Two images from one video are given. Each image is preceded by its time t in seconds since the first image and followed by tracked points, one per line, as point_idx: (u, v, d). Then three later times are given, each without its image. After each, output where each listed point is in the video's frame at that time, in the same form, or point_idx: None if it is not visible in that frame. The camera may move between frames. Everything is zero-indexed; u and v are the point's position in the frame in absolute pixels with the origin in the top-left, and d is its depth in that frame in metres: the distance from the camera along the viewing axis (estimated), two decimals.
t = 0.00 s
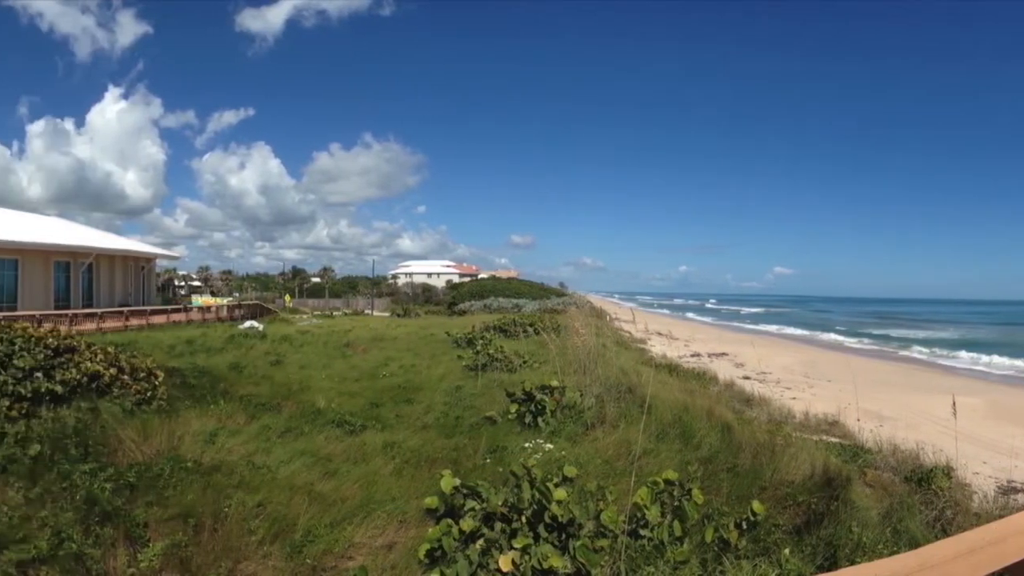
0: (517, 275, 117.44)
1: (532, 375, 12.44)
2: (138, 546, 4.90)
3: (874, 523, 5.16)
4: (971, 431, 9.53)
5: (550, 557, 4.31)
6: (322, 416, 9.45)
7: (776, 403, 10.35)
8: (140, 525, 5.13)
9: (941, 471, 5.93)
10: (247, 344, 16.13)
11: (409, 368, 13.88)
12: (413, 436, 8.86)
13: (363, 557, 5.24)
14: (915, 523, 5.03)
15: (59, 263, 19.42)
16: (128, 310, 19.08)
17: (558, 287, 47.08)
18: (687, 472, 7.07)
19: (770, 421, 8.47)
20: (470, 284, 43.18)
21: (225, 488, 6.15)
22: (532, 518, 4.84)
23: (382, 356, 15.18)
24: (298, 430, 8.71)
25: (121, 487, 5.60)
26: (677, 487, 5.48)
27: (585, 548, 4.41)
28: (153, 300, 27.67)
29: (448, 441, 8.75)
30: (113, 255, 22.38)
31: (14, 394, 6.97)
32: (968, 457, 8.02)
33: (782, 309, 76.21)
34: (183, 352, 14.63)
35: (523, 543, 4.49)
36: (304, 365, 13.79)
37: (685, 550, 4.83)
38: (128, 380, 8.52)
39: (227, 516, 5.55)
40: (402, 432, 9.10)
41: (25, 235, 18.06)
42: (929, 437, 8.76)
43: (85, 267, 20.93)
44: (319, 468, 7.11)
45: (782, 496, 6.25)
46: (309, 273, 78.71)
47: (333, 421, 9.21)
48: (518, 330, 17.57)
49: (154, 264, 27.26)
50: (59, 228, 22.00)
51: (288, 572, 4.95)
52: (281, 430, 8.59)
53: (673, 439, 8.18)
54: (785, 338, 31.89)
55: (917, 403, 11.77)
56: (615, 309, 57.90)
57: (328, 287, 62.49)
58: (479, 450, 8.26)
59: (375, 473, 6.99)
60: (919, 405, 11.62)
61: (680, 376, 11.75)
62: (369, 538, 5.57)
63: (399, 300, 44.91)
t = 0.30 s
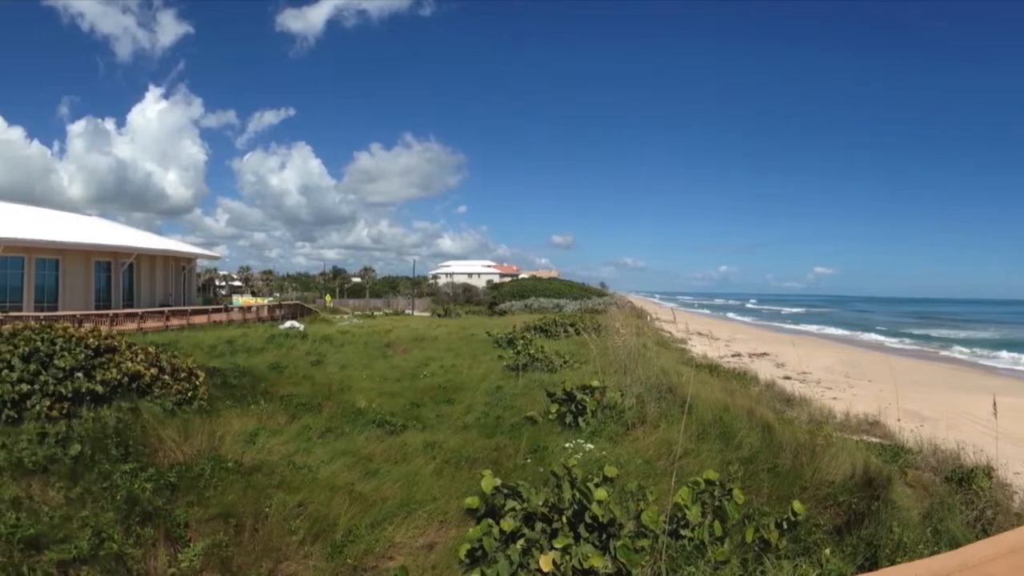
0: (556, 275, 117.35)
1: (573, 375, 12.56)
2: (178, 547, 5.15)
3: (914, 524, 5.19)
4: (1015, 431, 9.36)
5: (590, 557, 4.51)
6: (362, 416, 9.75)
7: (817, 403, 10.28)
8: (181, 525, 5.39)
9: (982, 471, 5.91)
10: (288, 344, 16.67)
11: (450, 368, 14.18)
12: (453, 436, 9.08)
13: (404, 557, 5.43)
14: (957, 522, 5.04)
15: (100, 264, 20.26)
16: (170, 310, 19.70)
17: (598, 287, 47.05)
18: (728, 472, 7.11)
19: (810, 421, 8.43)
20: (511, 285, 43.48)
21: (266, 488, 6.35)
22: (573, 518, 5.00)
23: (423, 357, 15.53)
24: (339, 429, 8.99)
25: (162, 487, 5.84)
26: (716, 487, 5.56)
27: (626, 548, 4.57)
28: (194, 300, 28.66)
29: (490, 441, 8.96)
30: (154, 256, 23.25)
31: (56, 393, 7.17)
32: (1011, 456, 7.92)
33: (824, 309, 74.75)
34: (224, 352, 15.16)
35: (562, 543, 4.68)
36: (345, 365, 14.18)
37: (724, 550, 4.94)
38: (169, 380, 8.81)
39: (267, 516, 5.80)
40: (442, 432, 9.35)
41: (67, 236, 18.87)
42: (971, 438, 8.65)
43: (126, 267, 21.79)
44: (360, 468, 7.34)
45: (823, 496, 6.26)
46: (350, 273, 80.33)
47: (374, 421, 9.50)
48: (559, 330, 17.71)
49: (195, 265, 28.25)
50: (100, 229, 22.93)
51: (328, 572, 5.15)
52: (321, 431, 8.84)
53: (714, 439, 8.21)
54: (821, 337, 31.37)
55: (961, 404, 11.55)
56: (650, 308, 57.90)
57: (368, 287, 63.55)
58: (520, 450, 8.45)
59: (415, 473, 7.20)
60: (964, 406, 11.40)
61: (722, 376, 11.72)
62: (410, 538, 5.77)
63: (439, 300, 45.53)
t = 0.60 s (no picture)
0: (596, 274, 116.93)
1: (614, 375, 12.67)
2: (219, 547, 5.40)
3: (956, 525, 5.23)
4: None
5: (631, 557, 4.68)
6: (403, 417, 10.06)
7: (859, 403, 10.19)
8: (222, 525, 5.68)
9: None
10: (328, 344, 17.19)
11: (491, 368, 14.45)
12: (494, 437, 9.32)
13: (444, 557, 5.60)
14: (998, 522, 5.08)
15: (141, 264, 21.06)
16: (211, 310, 20.40)
17: (638, 287, 46.85)
18: (769, 473, 7.15)
19: (851, 420, 8.41)
20: (553, 284, 43.61)
21: (306, 488, 6.60)
22: (613, 518, 5.16)
23: (463, 357, 15.84)
24: (379, 430, 9.28)
25: (201, 487, 6.16)
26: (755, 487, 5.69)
27: (666, 548, 4.71)
28: (234, 300, 29.59)
29: (530, 441, 9.17)
30: (194, 255, 24.06)
31: (97, 393, 7.56)
32: None
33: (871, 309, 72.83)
34: (265, 352, 15.72)
35: (602, 543, 4.85)
36: (385, 365, 14.58)
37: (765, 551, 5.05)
38: (208, 381, 9.12)
39: (308, 516, 6.03)
40: (484, 432, 9.60)
41: (108, 235, 19.61)
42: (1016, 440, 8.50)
43: (166, 267, 22.62)
44: (401, 468, 7.60)
45: (864, 496, 6.27)
46: (390, 273, 81.58)
47: (415, 421, 9.80)
48: (600, 330, 17.80)
49: (237, 265, 29.22)
50: (143, 229, 23.83)
51: (369, 572, 5.31)
52: (363, 431, 9.14)
53: (755, 439, 8.23)
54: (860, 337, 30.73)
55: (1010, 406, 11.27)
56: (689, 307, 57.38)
57: (410, 288, 64.61)
58: (561, 450, 8.63)
59: (456, 473, 7.44)
60: (1012, 408, 11.13)
61: (764, 376, 11.71)
62: (451, 538, 5.96)
63: (481, 300, 45.97)
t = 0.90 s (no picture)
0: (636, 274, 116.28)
1: (654, 376, 12.76)
2: (259, 547, 5.54)
3: (996, 524, 5.40)
4: None
5: (672, 557, 4.84)
6: (444, 417, 10.35)
7: (900, 403, 10.09)
8: (262, 525, 5.84)
9: None
10: (369, 344, 17.66)
11: (531, 368, 14.69)
12: (534, 436, 9.54)
13: (484, 558, 5.77)
14: None
15: (181, 263, 21.87)
16: (252, 310, 20.97)
17: (678, 287, 46.62)
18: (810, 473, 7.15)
19: (892, 420, 8.39)
20: (592, 285, 43.57)
21: (347, 488, 6.78)
22: (654, 517, 5.30)
23: (504, 357, 16.12)
24: (420, 430, 9.54)
25: (243, 487, 6.37)
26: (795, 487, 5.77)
27: (707, 548, 4.85)
28: (274, 300, 30.48)
29: (571, 441, 9.36)
30: (234, 255, 24.88)
31: (139, 393, 8.05)
32: None
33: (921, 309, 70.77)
34: (305, 352, 16.22)
35: (643, 543, 5.01)
36: (426, 365, 14.94)
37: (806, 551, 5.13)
38: (247, 382, 9.57)
39: (348, 516, 6.17)
40: (524, 432, 9.82)
41: (147, 236, 20.35)
42: None
43: (206, 267, 23.47)
44: (442, 467, 7.82)
45: (904, 495, 6.31)
46: (430, 273, 82.57)
47: (455, 421, 10.07)
48: (641, 330, 17.85)
49: (278, 265, 30.15)
50: (184, 229, 24.70)
51: (410, 572, 5.47)
52: (404, 430, 9.42)
53: (796, 439, 8.23)
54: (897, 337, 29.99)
55: None
56: (728, 305, 56.87)
57: (451, 288, 65.58)
58: (602, 450, 8.80)
59: (497, 473, 7.66)
60: None
61: (804, 376, 11.66)
62: (491, 538, 6.13)
63: (521, 300, 46.26)
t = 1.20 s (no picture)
0: (678, 273, 115.01)
1: (695, 376, 12.81)
2: (300, 547, 5.88)
3: None
4: None
5: (712, 557, 5.00)
6: (485, 417, 10.63)
7: (943, 404, 9.98)
8: (303, 525, 6.18)
9: None
10: (410, 344, 18.13)
11: (573, 368, 14.88)
12: (576, 436, 9.76)
13: (526, 557, 6.04)
14: None
15: (222, 263, 22.80)
16: (293, 311, 21.66)
17: (720, 287, 46.09)
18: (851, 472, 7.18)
19: (934, 420, 8.38)
20: (634, 285, 43.37)
21: (388, 488, 7.07)
22: (694, 517, 5.46)
23: (546, 357, 16.35)
24: (462, 430, 9.84)
25: (284, 487, 6.71)
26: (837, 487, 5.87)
27: (747, 549, 5.00)
28: (314, 299, 31.50)
29: (614, 441, 9.54)
30: (275, 255, 25.79)
31: (180, 393, 8.51)
32: None
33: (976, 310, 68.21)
34: (345, 352, 16.77)
35: (683, 543, 5.20)
36: (467, 365, 15.28)
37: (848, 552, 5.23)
38: (288, 382, 10.08)
39: (389, 516, 6.45)
40: (565, 432, 10.04)
41: (188, 237, 21.27)
42: None
43: (248, 266, 24.39)
44: (484, 468, 8.09)
45: (944, 496, 6.36)
46: (471, 273, 83.51)
47: (496, 421, 10.36)
48: (682, 330, 17.85)
49: (320, 265, 31.11)
50: (227, 230, 25.69)
51: (451, 572, 5.77)
52: (446, 430, 9.74)
53: (837, 439, 8.23)
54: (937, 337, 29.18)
55: None
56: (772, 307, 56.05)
57: (492, 288, 66.26)
58: (643, 450, 8.97)
59: (539, 473, 7.90)
60: None
61: (846, 376, 11.59)
62: (532, 538, 6.37)
63: (562, 300, 46.39)
